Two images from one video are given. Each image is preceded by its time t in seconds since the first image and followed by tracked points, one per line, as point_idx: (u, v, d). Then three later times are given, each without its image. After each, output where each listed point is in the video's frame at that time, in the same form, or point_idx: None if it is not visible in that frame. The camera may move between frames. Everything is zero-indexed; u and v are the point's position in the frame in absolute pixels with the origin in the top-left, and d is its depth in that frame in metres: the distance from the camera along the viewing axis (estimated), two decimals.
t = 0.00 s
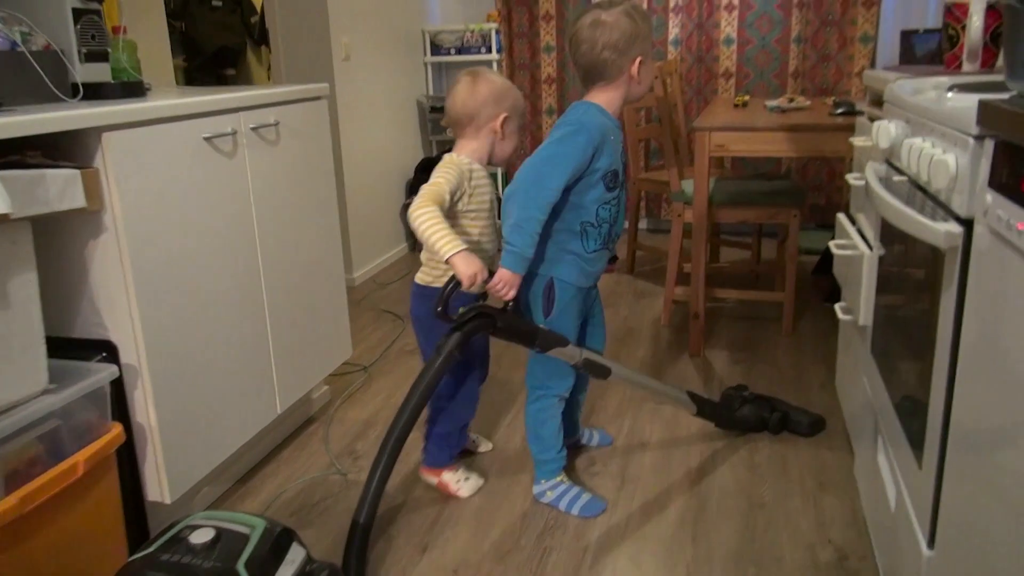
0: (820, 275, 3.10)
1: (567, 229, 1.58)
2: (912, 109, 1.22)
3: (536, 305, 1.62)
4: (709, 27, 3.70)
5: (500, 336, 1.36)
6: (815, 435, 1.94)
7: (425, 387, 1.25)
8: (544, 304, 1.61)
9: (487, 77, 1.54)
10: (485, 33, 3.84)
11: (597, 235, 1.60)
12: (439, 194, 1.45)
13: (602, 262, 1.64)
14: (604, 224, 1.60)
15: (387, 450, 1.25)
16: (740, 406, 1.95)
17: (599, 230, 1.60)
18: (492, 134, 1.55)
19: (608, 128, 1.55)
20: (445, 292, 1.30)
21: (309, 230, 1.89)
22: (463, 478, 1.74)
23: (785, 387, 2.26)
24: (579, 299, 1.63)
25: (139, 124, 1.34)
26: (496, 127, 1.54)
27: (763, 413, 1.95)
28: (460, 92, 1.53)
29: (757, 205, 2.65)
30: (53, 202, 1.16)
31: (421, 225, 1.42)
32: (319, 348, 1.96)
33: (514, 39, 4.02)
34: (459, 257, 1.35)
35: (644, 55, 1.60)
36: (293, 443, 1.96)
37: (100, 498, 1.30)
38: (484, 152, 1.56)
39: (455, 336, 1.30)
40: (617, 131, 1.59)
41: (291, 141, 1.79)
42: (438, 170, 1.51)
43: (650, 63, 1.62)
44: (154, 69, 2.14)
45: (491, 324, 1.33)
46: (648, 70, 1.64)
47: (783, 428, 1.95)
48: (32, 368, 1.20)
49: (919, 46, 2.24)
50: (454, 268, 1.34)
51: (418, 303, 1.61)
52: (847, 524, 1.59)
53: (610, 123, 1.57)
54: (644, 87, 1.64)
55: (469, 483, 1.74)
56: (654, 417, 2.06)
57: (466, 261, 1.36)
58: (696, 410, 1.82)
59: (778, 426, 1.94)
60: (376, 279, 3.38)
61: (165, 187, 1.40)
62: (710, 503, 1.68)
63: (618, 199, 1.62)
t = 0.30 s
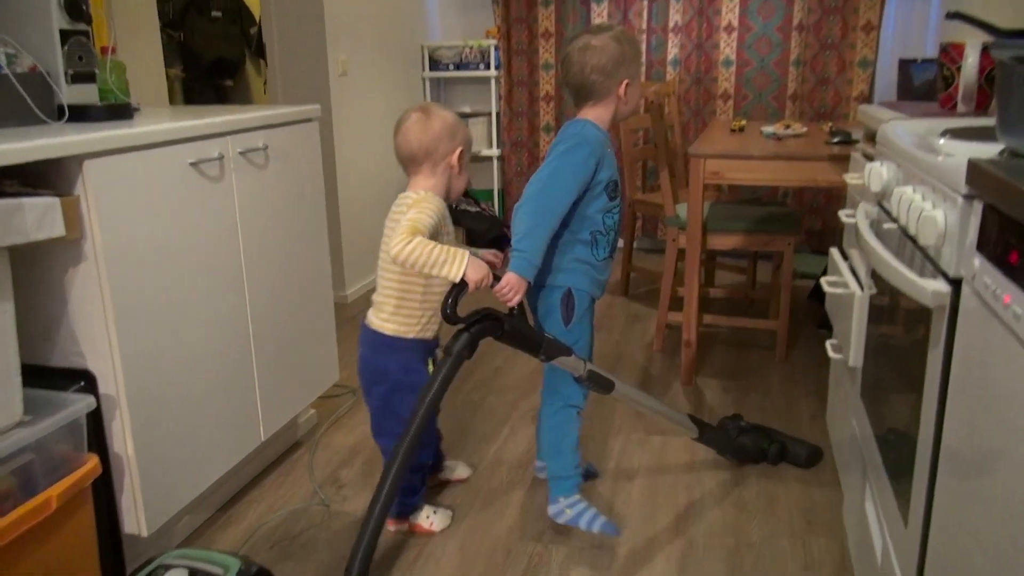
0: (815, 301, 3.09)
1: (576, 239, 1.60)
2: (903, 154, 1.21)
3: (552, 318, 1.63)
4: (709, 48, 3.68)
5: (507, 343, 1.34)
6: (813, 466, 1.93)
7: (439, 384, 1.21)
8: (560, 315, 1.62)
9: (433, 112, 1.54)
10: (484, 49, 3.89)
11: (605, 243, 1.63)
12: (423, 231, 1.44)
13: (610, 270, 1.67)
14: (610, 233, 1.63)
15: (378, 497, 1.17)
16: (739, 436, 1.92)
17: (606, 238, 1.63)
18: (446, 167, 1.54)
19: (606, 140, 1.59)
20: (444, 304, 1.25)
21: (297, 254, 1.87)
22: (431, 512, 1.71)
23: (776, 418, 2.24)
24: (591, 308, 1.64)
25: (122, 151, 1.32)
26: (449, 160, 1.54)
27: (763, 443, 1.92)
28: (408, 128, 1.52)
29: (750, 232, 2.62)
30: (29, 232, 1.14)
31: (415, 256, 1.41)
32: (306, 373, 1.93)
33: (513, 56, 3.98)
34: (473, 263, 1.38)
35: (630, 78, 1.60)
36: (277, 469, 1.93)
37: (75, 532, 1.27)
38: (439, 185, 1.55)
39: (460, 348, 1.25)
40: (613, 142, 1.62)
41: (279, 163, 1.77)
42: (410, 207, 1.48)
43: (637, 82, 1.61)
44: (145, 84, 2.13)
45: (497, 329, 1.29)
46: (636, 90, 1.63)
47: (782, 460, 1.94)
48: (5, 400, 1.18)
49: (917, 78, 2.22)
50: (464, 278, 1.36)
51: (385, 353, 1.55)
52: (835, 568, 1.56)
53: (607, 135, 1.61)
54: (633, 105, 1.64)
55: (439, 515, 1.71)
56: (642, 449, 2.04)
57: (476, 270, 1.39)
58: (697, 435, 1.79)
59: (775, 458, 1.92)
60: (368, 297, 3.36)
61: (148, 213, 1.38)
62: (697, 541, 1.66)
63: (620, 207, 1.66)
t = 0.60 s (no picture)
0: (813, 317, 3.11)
1: (583, 251, 1.65)
2: (892, 181, 1.24)
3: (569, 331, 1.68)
4: (712, 66, 3.72)
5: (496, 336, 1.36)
6: (816, 477, 1.97)
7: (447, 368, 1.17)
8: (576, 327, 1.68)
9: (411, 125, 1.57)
10: (489, 62, 3.88)
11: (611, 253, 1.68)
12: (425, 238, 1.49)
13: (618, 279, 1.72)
14: (616, 243, 1.68)
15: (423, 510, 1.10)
16: (747, 447, 1.95)
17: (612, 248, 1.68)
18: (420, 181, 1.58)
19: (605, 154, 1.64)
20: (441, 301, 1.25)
21: (301, 265, 1.90)
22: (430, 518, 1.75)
23: (771, 433, 2.26)
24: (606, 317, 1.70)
25: (133, 164, 1.36)
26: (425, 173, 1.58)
27: (767, 455, 1.96)
28: (389, 141, 1.56)
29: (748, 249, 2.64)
30: (41, 242, 1.18)
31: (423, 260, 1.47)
32: (307, 380, 1.97)
33: (518, 69, 4.04)
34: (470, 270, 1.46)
35: (631, 97, 1.64)
36: (277, 475, 1.96)
37: (78, 535, 1.30)
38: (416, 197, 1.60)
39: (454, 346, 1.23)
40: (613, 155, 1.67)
41: (285, 177, 1.81)
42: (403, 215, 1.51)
43: (639, 103, 1.66)
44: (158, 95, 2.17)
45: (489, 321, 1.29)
46: (636, 109, 1.68)
47: (786, 472, 1.97)
48: (14, 406, 1.21)
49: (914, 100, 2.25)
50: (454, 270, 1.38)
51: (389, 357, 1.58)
52: None
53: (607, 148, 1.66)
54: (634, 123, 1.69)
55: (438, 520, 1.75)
56: (637, 462, 2.06)
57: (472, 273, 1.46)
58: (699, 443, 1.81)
59: (780, 470, 1.95)
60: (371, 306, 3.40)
61: (155, 223, 1.41)
62: (690, 554, 1.68)
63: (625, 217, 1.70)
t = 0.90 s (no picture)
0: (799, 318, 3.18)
1: (594, 255, 1.76)
2: (871, 181, 1.30)
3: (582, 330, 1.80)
4: (699, 73, 3.79)
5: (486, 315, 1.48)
6: (804, 472, 2.02)
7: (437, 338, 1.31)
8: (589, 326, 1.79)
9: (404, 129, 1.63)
10: (481, 70, 3.98)
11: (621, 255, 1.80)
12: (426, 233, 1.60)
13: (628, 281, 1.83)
14: (625, 245, 1.80)
15: (405, 465, 1.24)
16: (737, 441, 2.02)
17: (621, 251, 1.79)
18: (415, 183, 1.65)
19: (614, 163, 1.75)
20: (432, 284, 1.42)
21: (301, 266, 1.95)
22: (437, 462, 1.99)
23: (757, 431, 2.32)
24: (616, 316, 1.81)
25: (142, 166, 1.41)
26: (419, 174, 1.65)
27: (757, 447, 2.02)
28: (385, 145, 1.62)
29: (735, 251, 2.70)
30: (55, 241, 1.22)
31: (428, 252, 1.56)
32: (306, 379, 2.01)
33: (509, 77, 4.08)
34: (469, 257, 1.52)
35: (638, 109, 1.75)
36: (276, 472, 2.00)
37: (88, 527, 1.34)
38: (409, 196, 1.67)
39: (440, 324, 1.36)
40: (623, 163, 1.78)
41: (285, 180, 1.86)
42: (403, 215, 1.59)
43: (647, 115, 1.77)
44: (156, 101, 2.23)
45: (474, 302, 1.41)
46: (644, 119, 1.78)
47: (775, 466, 2.03)
48: (28, 401, 1.25)
49: (895, 106, 2.33)
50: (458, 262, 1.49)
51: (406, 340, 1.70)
52: (809, 570, 1.64)
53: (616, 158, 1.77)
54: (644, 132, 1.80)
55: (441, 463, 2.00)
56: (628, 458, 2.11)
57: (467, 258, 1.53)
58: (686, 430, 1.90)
59: (769, 463, 2.01)
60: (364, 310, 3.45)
61: (163, 225, 1.46)
62: (679, 544, 1.73)
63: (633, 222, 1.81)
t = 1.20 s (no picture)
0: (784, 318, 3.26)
1: (604, 239, 2.11)
2: (851, 184, 1.37)
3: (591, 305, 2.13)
4: (686, 79, 3.87)
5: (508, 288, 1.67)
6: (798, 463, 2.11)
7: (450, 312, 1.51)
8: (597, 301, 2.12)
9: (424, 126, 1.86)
10: (471, 75, 4.03)
11: (627, 242, 2.14)
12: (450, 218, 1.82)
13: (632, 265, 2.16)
14: (631, 233, 2.14)
15: (406, 419, 1.44)
16: (735, 431, 2.11)
17: (627, 238, 2.13)
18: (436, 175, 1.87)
19: (625, 163, 2.11)
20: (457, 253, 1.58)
21: (301, 266, 2.00)
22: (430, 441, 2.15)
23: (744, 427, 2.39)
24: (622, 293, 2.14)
25: (152, 169, 1.46)
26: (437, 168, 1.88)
27: (755, 438, 2.10)
28: (404, 146, 1.85)
29: (722, 253, 2.77)
30: (71, 241, 1.27)
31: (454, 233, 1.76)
32: (305, 378, 2.06)
33: (499, 82, 4.14)
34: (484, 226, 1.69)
35: (648, 113, 2.10)
36: (276, 469, 2.04)
37: (101, 518, 1.39)
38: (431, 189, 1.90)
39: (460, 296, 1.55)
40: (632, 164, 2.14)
41: (286, 183, 1.91)
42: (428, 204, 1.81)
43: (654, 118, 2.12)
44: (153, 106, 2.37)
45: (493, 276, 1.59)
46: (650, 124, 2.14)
47: (772, 456, 2.11)
48: (41, 398, 1.29)
49: (875, 112, 2.41)
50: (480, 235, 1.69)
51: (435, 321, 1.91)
52: (794, 558, 1.71)
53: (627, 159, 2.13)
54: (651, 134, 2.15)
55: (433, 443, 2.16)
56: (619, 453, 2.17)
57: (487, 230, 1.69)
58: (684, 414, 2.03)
59: (765, 454, 2.10)
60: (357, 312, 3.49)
61: (172, 227, 1.51)
62: (670, 534, 1.80)
63: (637, 213, 2.16)
